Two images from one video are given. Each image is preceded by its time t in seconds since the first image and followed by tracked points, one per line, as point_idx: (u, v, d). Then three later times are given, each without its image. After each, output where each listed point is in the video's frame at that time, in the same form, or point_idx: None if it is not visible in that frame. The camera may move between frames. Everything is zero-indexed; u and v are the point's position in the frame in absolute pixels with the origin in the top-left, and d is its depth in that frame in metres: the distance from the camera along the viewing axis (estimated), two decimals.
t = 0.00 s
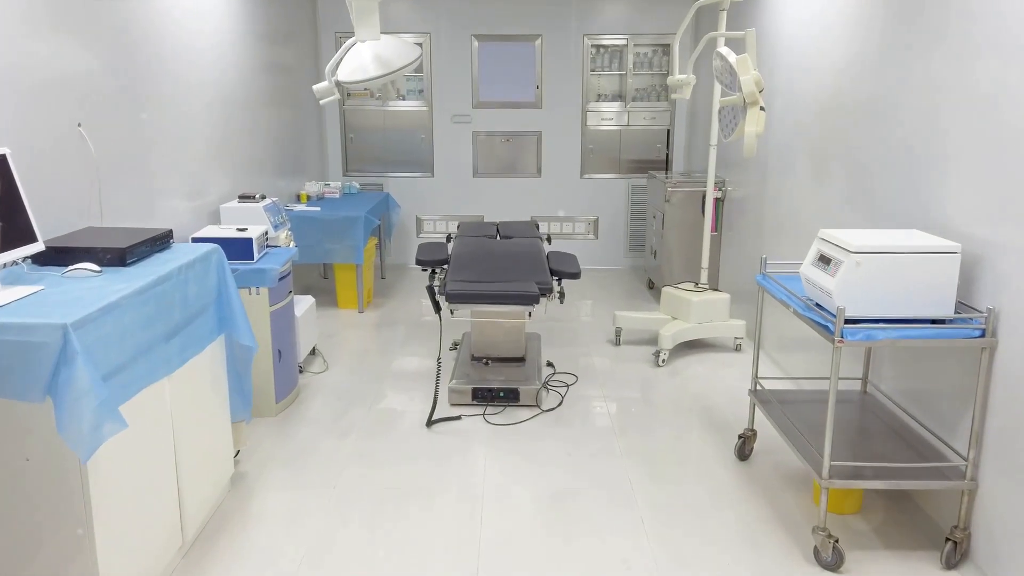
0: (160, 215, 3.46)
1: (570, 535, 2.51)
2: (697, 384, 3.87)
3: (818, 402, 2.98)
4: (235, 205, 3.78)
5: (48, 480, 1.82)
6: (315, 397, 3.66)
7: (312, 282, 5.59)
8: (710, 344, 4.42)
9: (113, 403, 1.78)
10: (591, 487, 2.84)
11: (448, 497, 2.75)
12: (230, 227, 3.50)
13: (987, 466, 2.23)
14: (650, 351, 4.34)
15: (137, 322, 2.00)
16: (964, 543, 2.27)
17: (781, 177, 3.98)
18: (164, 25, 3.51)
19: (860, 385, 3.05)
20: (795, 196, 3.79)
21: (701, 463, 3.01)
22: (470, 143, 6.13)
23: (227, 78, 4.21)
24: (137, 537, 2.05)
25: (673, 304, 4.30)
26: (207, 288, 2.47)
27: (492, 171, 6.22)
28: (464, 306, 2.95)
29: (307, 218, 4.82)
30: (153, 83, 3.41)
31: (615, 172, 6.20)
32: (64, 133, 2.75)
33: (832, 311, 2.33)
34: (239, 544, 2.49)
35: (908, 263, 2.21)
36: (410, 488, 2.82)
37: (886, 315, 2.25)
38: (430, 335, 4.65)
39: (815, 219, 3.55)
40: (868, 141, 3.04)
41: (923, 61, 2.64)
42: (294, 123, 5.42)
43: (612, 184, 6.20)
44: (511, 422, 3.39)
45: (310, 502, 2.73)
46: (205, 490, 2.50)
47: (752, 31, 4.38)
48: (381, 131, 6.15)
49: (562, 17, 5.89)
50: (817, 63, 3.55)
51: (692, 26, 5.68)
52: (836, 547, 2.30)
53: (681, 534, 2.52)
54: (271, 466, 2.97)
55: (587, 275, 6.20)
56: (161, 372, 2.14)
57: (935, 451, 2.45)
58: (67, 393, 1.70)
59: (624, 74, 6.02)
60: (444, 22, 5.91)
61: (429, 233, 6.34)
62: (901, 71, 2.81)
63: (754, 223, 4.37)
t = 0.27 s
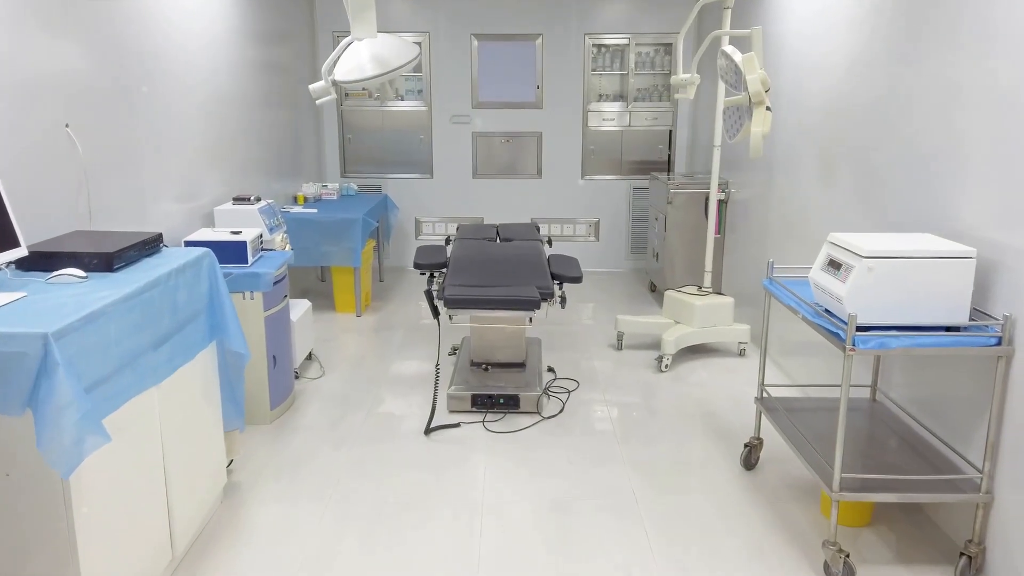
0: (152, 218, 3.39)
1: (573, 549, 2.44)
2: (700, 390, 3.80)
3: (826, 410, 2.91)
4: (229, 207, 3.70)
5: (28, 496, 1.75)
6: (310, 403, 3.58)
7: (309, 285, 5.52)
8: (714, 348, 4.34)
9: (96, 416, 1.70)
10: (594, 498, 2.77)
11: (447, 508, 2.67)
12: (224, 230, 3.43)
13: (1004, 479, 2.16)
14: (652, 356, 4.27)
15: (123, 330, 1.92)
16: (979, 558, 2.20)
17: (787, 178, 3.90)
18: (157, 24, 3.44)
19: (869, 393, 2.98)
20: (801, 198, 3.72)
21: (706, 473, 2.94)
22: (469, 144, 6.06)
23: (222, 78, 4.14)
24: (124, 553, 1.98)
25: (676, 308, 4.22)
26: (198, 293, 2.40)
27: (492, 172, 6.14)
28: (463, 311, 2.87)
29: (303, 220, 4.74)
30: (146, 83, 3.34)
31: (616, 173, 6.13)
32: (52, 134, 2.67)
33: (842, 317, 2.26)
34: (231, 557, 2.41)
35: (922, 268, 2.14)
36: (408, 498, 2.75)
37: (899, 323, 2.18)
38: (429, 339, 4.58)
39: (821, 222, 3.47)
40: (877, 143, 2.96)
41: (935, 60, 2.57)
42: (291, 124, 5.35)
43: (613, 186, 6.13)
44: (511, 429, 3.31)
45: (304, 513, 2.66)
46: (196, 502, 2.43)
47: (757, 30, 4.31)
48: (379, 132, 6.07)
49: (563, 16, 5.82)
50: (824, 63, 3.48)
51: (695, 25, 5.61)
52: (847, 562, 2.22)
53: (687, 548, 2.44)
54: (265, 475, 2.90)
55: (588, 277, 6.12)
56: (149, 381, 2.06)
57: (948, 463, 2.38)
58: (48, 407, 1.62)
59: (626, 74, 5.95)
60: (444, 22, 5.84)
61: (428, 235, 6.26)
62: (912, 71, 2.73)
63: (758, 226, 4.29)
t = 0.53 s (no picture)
0: (143, 222, 3.29)
1: (577, 567, 2.35)
2: (706, 397, 3.71)
3: (837, 421, 2.82)
4: (222, 210, 3.61)
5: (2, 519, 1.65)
6: (306, 412, 3.49)
7: (306, 288, 5.43)
8: (718, 354, 4.25)
9: (73, 434, 1.61)
10: (598, 511, 2.68)
11: (446, 523, 2.58)
12: (217, 233, 3.34)
13: None
14: (656, 362, 4.18)
15: (104, 342, 1.83)
16: None
17: (794, 181, 3.82)
18: (148, 22, 3.34)
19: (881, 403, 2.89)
20: (809, 200, 3.63)
21: (713, 486, 2.85)
22: (469, 145, 5.97)
23: (216, 77, 4.04)
24: None
25: (680, 312, 4.13)
26: (186, 302, 2.30)
27: (492, 174, 6.05)
28: (463, 318, 2.77)
29: (300, 222, 4.65)
30: (136, 82, 3.24)
31: (618, 174, 6.04)
32: (35, 135, 2.57)
33: (857, 327, 2.17)
34: None
35: (941, 276, 2.05)
36: (406, 512, 2.65)
37: (916, 333, 2.09)
38: (428, 344, 4.49)
39: (831, 226, 3.38)
40: (891, 144, 2.87)
41: (953, 58, 2.48)
42: (288, 125, 5.25)
43: (615, 187, 6.04)
44: (512, 439, 3.22)
45: (298, 528, 2.57)
46: (185, 518, 2.34)
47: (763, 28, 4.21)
48: (377, 133, 5.98)
49: (565, 15, 5.72)
50: (833, 62, 3.39)
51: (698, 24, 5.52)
52: None
53: (695, 566, 2.35)
54: (258, 488, 2.81)
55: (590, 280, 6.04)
56: (133, 395, 1.97)
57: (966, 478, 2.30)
58: (22, 424, 1.52)
59: (628, 74, 5.86)
60: (443, 20, 5.74)
61: (427, 237, 6.18)
62: (927, 70, 2.64)
63: (764, 229, 4.21)
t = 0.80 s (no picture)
0: (135, 225, 3.21)
1: None
2: (710, 404, 3.63)
3: (848, 430, 2.74)
4: (217, 212, 3.53)
5: None
6: (302, 419, 3.41)
7: (303, 291, 5.35)
8: (723, 359, 4.18)
9: (52, 452, 1.53)
10: (602, 524, 2.60)
11: (445, 536, 2.50)
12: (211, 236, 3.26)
13: None
14: (659, 367, 4.10)
15: (88, 354, 1.75)
16: None
17: (801, 183, 3.74)
18: (140, 20, 3.26)
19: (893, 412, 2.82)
20: (817, 202, 3.55)
21: (720, 497, 2.77)
22: (468, 145, 5.89)
23: (211, 77, 3.96)
24: None
25: (684, 316, 4.05)
26: (176, 310, 2.23)
27: (492, 175, 5.97)
28: (463, 325, 2.69)
29: (296, 224, 4.57)
30: (128, 82, 3.16)
31: (619, 175, 5.96)
32: (22, 137, 2.49)
33: (873, 336, 2.10)
34: None
35: (960, 284, 1.97)
36: (405, 524, 2.57)
37: (935, 342, 2.01)
38: (426, 349, 4.40)
39: (840, 230, 3.30)
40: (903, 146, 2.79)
41: (969, 58, 2.40)
42: (285, 125, 5.17)
43: (616, 188, 5.96)
44: (513, 447, 3.14)
45: (292, 541, 2.49)
46: (175, 532, 2.25)
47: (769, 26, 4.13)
48: (376, 133, 5.90)
49: (565, 14, 5.64)
50: (842, 61, 3.31)
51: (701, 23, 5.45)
52: None
53: None
54: (252, 499, 2.72)
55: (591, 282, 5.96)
56: (118, 407, 1.89)
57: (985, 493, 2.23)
58: None
59: (630, 74, 5.78)
60: (442, 19, 5.66)
61: (426, 238, 6.09)
62: (941, 70, 2.56)
63: (769, 231, 4.13)
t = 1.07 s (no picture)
0: (124, 228, 3.10)
1: None
2: (717, 412, 3.53)
3: (862, 442, 2.65)
4: (210, 214, 3.43)
5: None
6: (297, 428, 3.31)
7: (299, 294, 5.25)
8: (728, 364, 4.08)
9: (25, 476, 1.43)
10: (607, 539, 2.50)
11: (445, 553, 2.41)
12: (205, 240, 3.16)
13: None
14: (664, 373, 4.00)
15: (68, 368, 1.66)
16: None
17: (810, 185, 3.65)
18: (130, 17, 3.16)
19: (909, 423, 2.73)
20: (828, 205, 3.46)
21: (729, 510, 2.68)
22: (468, 145, 5.79)
23: (205, 76, 3.86)
24: None
25: (689, 321, 3.96)
26: (165, 318, 2.13)
27: (492, 176, 5.88)
28: (466, 333, 2.60)
29: (293, 227, 4.47)
30: (117, 81, 3.06)
31: (621, 176, 5.86)
32: (4, 137, 2.39)
33: (894, 347, 2.01)
34: None
35: (987, 293, 1.89)
36: (402, 540, 2.48)
37: (961, 355, 1.92)
38: (425, 354, 4.31)
39: (853, 234, 3.21)
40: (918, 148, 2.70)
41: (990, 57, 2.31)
42: (282, 125, 5.07)
43: (618, 190, 5.87)
44: (514, 458, 3.05)
45: (286, 558, 2.39)
46: (163, 551, 2.16)
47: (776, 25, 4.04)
48: (374, 133, 5.80)
49: (567, 12, 5.55)
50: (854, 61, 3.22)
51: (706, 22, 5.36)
52: None
53: None
54: (244, 512, 2.63)
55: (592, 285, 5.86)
56: (102, 423, 1.80)
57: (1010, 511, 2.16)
58: None
59: (632, 73, 5.69)
60: (442, 18, 5.56)
61: (425, 240, 6.00)
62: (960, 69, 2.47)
63: (776, 234, 4.04)
